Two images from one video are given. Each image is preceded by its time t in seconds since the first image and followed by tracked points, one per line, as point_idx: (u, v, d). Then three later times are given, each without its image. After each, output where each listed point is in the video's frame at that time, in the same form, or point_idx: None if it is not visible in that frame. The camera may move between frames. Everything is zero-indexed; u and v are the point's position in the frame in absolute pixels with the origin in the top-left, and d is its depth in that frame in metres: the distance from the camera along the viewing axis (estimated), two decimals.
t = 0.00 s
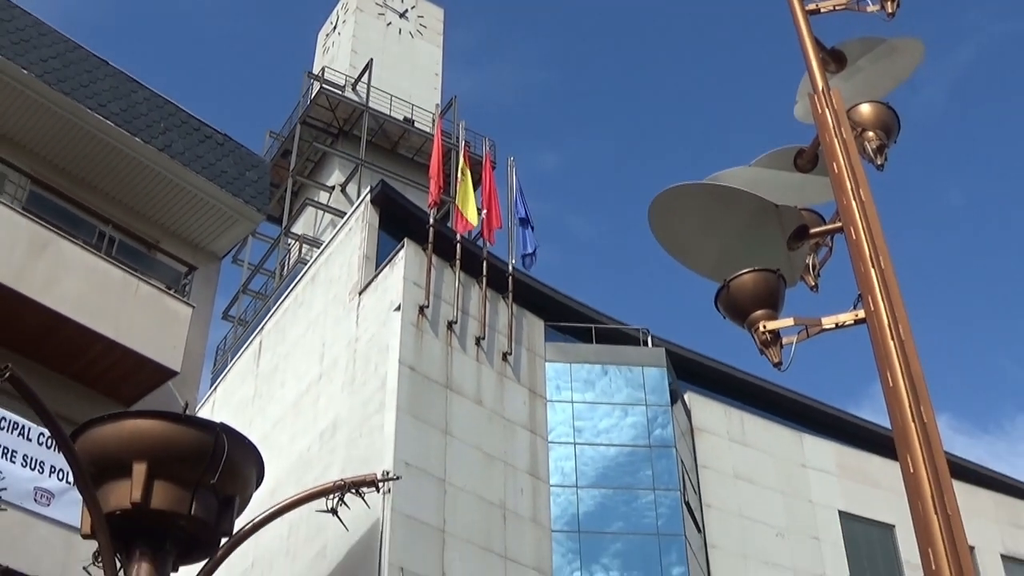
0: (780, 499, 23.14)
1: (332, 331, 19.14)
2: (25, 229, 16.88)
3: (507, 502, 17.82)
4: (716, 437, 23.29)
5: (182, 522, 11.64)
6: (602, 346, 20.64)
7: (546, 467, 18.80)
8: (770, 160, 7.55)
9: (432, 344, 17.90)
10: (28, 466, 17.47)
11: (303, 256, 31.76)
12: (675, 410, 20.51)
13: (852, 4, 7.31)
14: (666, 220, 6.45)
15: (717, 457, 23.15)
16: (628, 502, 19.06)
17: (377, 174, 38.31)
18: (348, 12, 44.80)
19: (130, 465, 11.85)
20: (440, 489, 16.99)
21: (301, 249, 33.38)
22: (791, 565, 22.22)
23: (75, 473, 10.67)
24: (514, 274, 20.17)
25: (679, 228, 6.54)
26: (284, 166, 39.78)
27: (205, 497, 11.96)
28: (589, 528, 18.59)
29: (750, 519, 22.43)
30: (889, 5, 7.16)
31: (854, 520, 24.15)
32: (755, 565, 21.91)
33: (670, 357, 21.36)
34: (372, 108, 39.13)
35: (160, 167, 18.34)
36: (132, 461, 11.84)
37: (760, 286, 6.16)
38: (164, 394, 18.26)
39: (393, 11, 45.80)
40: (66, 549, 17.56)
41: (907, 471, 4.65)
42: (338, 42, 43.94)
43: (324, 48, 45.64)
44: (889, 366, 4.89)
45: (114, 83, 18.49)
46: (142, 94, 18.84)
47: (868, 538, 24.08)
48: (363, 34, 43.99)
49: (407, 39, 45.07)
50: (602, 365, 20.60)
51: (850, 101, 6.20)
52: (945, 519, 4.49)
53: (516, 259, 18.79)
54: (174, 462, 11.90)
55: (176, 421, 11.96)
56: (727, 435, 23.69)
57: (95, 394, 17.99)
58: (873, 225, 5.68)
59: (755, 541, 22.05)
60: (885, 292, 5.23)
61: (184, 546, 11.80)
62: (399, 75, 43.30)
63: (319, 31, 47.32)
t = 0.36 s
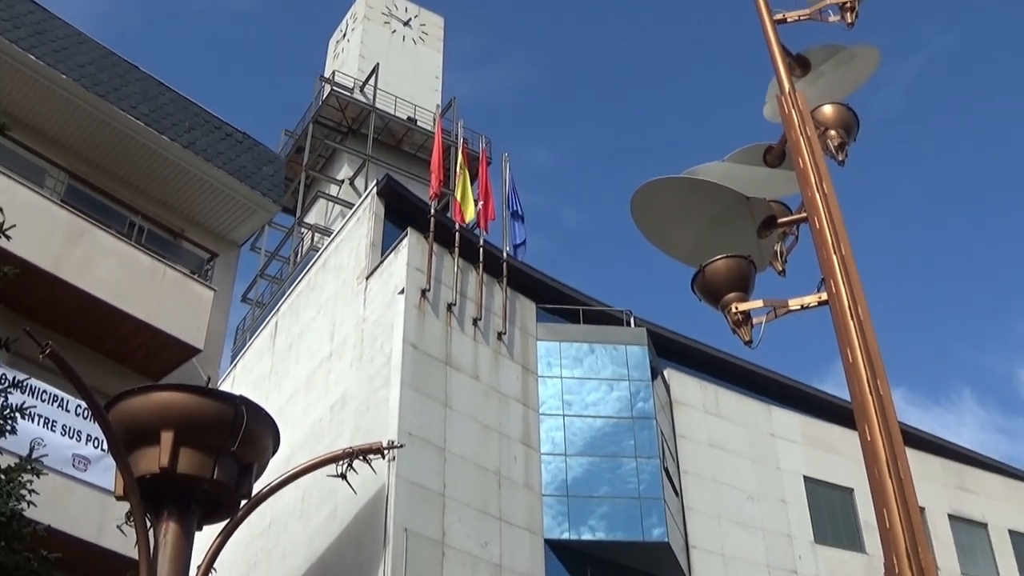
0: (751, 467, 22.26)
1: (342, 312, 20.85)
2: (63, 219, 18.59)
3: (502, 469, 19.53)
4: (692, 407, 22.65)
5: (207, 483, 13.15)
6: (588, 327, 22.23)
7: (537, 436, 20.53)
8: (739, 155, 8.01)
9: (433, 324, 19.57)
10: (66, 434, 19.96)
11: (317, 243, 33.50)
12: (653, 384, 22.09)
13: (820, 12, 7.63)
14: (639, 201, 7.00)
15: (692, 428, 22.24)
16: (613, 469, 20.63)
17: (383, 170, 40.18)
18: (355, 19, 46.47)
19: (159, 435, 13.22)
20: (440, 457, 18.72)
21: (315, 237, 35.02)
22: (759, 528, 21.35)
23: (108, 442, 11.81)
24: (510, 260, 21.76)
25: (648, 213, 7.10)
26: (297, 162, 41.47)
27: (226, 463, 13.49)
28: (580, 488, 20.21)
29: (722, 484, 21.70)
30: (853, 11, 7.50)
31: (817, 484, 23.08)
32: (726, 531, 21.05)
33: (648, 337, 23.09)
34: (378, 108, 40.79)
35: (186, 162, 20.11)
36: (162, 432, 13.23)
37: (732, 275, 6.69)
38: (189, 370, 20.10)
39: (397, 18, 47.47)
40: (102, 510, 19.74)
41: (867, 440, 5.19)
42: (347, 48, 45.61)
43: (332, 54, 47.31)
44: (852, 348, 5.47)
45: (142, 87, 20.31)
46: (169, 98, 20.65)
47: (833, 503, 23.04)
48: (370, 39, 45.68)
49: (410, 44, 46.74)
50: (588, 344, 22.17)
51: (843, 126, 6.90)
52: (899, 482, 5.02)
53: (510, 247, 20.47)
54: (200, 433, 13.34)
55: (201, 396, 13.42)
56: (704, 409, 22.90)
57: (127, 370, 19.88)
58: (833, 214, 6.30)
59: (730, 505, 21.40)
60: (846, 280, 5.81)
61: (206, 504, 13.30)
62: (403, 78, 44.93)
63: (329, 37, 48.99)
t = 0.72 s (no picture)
0: (727, 441, 24.09)
1: (353, 299, 22.65)
2: (101, 214, 20.47)
3: (500, 443, 21.36)
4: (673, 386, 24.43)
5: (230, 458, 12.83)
6: (580, 312, 24.06)
7: (532, 412, 22.36)
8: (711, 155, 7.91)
9: (436, 309, 21.37)
10: (103, 410, 22.67)
11: (330, 235, 35.37)
12: (639, 364, 23.93)
13: (789, 23, 7.56)
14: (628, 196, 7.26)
15: (674, 405, 24.10)
16: (602, 442, 22.43)
17: (391, 168, 42.00)
18: (365, 29, 48.29)
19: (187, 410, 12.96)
20: (443, 431, 20.56)
21: (329, 230, 36.84)
22: (735, 495, 23.21)
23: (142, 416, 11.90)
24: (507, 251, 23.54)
25: (634, 210, 7.20)
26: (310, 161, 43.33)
27: (247, 437, 13.21)
28: (571, 460, 22.01)
29: (701, 457, 23.51)
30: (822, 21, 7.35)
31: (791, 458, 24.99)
32: (703, 498, 22.88)
33: (634, 322, 24.92)
34: (386, 111, 42.59)
35: (211, 162, 21.99)
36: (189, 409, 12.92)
37: (714, 267, 6.91)
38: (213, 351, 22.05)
39: (404, 29, 49.24)
40: (135, 479, 22.29)
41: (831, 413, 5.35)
42: (357, 56, 47.42)
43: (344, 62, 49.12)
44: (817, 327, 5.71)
45: (171, 93, 22.23)
46: (195, 103, 22.55)
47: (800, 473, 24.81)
48: (380, 46, 47.47)
49: (416, 51, 48.54)
50: (579, 327, 23.98)
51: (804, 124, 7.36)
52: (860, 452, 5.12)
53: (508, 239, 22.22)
54: (222, 406, 13.12)
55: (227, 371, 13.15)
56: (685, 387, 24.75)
57: (159, 353, 22.03)
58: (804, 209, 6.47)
59: (709, 476, 23.28)
60: (814, 267, 6.04)
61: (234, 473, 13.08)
62: (409, 83, 46.69)
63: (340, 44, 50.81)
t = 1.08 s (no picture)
0: (718, 429, 24.30)
1: (349, 285, 22.82)
2: (100, 199, 20.63)
3: (493, 428, 21.57)
4: (666, 374, 24.62)
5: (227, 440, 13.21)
6: (573, 301, 24.21)
7: (526, 399, 22.54)
8: (702, 147, 7.52)
9: (431, 296, 21.55)
10: (100, 393, 22.87)
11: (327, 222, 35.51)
12: (632, 353, 24.10)
13: (786, 18, 7.42)
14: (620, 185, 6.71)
15: (666, 394, 24.27)
16: (595, 430, 22.58)
17: (389, 156, 42.14)
18: (364, 17, 48.39)
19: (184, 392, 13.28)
20: (437, 417, 20.77)
21: (325, 217, 36.96)
22: (726, 483, 23.44)
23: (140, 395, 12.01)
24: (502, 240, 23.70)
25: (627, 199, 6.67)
26: (308, 149, 43.48)
27: (242, 419, 13.58)
28: (565, 448, 22.16)
29: (692, 446, 23.72)
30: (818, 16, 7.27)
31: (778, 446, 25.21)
32: (694, 485, 23.09)
33: (628, 310, 25.09)
34: (384, 99, 42.73)
35: (209, 148, 22.16)
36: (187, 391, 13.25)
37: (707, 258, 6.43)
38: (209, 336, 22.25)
39: (402, 17, 49.35)
40: (132, 462, 22.51)
41: (821, 404, 5.08)
42: (356, 45, 47.54)
43: (342, 50, 49.22)
44: (808, 318, 5.41)
45: (171, 80, 22.42)
46: (193, 90, 22.73)
47: (791, 461, 25.10)
48: (378, 35, 47.58)
49: (414, 40, 48.65)
50: (573, 315, 24.13)
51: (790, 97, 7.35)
52: (849, 443, 4.83)
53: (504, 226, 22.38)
54: (219, 388, 13.46)
55: (225, 355, 13.50)
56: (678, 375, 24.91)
57: (157, 337, 22.27)
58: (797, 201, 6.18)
59: (701, 464, 23.48)
60: (806, 255, 5.75)
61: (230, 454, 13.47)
62: (408, 72, 46.82)
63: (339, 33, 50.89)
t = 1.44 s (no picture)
0: (711, 411, 24.35)
1: (344, 264, 22.83)
2: (96, 176, 20.62)
3: (487, 409, 21.60)
4: (659, 356, 24.65)
5: (220, 416, 12.08)
6: (568, 282, 24.21)
7: (520, 379, 22.55)
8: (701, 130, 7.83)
9: (426, 276, 21.55)
10: (95, 370, 22.88)
11: (323, 201, 35.50)
12: (626, 335, 24.13)
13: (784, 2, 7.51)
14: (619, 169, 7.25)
15: (659, 376, 24.30)
16: (588, 412, 22.61)
17: (384, 135, 42.08)
18: None
19: (178, 367, 12.18)
20: (431, 397, 20.83)
21: (321, 196, 36.94)
22: (718, 466, 23.47)
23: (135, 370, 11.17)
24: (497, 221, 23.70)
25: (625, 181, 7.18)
26: (305, 127, 43.42)
27: (237, 396, 12.45)
28: (558, 429, 22.19)
29: (684, 427, 23.76)
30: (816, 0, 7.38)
31: (773, 430, 25.30)
32: (686, 467, 23.14)
33: (622, 292, 25.08)
34: (380, 79, 42.64)
35: (205, 126, 22.15)
36: (181, 365, 12.18)
37: (702, 239, 6.92)
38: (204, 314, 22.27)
39: None
40: (126, 439, 22.55)
41: (815, 388, 5.59)
42: (353, 24, 47.40)
43: (340, 30, 49.11)
44: (804, 306, 5.87)
45: (167, 58, 22.44)
46: (190, 68, 22.75)
47: (783, 444, 25.17)
48: (375, 15, 47.45)
49: (411, 20, 48.53)
50: (567, 297, 24.12)
51: (780, 78, 7.59)
52: (841, 426, 5.36)
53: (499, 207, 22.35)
54: (214, 364, 12.33)
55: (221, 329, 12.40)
56: (671, 357, 24.94)
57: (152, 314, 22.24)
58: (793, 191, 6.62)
59: (693, 447, 23.54)
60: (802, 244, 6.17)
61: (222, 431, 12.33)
62: (405, 52, 46.72)
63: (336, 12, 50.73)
